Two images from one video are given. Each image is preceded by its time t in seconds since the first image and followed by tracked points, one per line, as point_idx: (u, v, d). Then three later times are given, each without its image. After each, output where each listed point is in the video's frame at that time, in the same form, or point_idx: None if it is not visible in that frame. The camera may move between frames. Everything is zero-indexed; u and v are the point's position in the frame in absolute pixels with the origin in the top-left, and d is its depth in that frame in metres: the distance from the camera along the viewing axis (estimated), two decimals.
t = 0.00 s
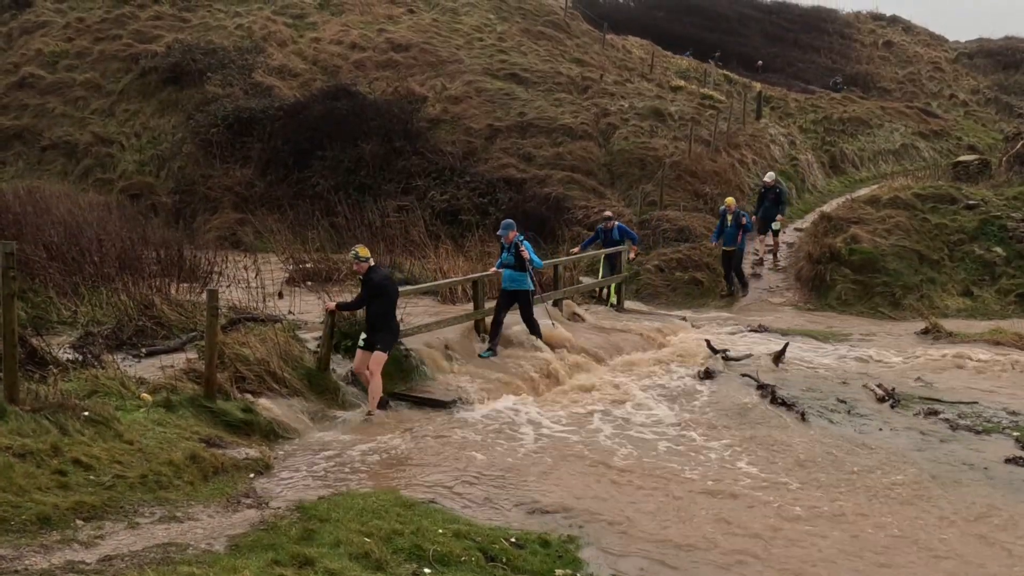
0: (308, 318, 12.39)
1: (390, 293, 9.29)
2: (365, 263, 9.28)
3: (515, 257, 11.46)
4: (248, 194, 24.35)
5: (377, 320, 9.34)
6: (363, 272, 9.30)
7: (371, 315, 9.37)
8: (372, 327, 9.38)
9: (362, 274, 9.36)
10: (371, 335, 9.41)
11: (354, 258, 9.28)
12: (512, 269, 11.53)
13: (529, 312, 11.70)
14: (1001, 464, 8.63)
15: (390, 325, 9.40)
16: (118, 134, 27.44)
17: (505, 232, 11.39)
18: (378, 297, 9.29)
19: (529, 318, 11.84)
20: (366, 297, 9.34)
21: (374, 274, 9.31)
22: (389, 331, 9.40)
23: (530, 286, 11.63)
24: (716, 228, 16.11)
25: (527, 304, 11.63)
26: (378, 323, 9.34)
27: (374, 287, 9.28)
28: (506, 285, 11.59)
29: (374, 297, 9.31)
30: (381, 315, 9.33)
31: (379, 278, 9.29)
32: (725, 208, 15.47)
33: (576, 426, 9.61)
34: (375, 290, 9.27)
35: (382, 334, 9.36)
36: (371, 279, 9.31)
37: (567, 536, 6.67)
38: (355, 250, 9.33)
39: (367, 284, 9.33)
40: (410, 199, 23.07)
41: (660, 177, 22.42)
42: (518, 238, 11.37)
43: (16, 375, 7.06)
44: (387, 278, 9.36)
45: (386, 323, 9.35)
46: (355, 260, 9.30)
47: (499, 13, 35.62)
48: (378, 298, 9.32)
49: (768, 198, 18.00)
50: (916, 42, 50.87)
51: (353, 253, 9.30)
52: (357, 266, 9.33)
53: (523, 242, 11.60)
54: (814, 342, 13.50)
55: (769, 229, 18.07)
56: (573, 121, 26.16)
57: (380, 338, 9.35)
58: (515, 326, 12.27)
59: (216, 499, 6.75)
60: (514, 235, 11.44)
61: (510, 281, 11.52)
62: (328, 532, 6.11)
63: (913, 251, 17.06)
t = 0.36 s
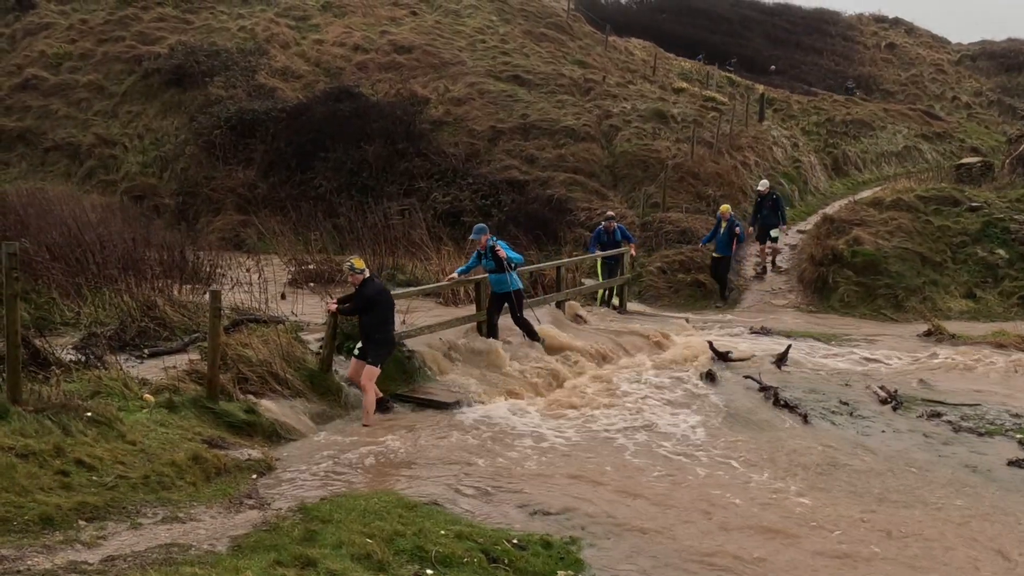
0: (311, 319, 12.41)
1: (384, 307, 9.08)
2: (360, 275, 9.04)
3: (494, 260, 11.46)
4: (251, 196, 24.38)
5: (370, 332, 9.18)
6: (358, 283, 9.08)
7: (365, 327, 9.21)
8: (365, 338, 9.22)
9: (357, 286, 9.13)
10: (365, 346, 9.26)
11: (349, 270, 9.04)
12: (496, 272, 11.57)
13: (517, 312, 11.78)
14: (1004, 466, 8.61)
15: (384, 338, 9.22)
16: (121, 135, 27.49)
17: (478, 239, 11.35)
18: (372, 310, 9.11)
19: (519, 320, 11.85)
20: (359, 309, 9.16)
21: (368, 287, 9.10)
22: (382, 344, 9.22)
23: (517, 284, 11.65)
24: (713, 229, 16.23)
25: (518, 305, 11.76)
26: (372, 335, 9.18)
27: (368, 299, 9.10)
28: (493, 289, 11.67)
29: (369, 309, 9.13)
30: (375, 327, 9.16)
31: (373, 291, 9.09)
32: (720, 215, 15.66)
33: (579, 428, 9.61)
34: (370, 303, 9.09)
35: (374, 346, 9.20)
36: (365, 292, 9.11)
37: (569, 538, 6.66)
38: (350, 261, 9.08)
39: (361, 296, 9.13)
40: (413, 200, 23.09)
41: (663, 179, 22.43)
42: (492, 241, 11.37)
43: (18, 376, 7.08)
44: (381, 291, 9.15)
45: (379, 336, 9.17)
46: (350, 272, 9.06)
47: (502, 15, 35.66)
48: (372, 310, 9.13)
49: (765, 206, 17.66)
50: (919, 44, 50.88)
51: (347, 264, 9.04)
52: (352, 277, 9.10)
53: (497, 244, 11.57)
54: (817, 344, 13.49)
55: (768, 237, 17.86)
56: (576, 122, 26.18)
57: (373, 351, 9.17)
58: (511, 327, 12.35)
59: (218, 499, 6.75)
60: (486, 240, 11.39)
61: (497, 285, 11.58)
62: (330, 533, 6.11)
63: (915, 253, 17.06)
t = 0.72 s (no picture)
0: (315, 319, 12.42)
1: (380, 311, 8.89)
2: (359, 278, 8.83)
3: (495, 257, 11.16)
4: (255, 196, 24.44)
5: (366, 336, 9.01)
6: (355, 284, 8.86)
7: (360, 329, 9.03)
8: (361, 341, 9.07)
9: (356, 288, 8.89)
10: (361, 348, 9.12)
11: (348, 270, 8.81)
12: (494, 269, 11.31)
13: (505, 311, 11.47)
14: (1009, 468, 8.59)
15: (380, 340, 9.08)
16: (126, 136, 27.55)
17: (478, 235, 11.01)
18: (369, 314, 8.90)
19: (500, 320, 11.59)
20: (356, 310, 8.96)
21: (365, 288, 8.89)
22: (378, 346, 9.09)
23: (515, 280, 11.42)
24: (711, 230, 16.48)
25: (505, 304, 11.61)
26: (368, 338, 9.02)
27: (365, 302, 8.88)
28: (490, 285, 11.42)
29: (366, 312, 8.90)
30: (371, 331, 8.98)
31: (370, 292, 8.87)
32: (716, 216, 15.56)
33: (583, 428, 9.61)
34: (366, 305, 8.88)
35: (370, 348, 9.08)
36: (362, 294, 8.91)
37: (573, 538, 6.66)
38: (349, 262, 8.79)
39: (358, 297, 8.93)
40: (417, 201, 23.12)
41: (667, 180, 22.42)
42: (493, 237, 11.07)
43: (24, 376, 7.10)
44: (379, 293, 8.94)
45: (376, 340, 9.03)
46: (348, 272, 8.82)
47: (507, 16, 35.65)
48: (370, 313, 8.91)
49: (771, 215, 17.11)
50: (924, 45, 50.77)
51: (347, 266, 8.77)
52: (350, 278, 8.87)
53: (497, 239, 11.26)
54: (821, 345, 13.48)
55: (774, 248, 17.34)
56: (580, 123, 26.18)
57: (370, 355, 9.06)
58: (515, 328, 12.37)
59: (222, 499, 6.77)
60: (486, 236, 11.07)
61: (495, 282, 11.31)
62: (335, 533, 6.12)
63: (920, 254, 17.02)
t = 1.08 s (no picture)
0: (321, 319, 12.45)
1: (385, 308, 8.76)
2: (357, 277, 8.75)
3: (496, 260, 10.99)
4: (262, 197, 24.49)
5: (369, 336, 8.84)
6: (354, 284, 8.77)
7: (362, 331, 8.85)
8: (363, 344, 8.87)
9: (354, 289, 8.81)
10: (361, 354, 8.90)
11: (344, 270, 8.71)
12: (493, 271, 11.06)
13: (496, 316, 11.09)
14: (1015, 470, 8.56)
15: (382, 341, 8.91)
16: (133, 136, 27.64)
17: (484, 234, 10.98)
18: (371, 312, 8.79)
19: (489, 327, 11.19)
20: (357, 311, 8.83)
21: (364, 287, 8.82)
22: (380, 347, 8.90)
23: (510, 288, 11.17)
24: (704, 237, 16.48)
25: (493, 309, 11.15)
26: (371, 339, 8.86)
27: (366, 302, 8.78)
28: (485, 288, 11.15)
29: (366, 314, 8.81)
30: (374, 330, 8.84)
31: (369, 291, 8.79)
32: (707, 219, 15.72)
33: (586, 429, 9.62)
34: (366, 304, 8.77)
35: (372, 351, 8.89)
36: (362, 293, 8.81)
37: (577, 539, 6.67)
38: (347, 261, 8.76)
39: (357, 298, 8.82)
40: (422, 202, 23.15)
41: (673, 181, 22.41)
42: (497, 239, 10.99)
43: (30, 375, 7.14)
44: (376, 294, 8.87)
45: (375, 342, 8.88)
46: (345, 273, 8.71)
47: (513, 17, 35.69)
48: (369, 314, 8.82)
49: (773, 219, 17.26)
50: (931, 46, 50.65)
51: (344, 265, 8.73)
52: (346, 278, 8.76)
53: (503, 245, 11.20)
54: (826, 346, 13.46)
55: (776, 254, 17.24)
56: (586, 124, 26.19)
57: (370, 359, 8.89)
58: (520, 329, 12.40)
59: (227, 499, 6.79)
60: (492, 238, 11.01)
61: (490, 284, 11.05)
62: (339, 532, 6.13)
63: (926, 255, 16.98)
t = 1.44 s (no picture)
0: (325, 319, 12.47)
1: (379, 317, 8.35)
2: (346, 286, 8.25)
3: (488, 268, 10.43)
4: (266, 197, 24.51)
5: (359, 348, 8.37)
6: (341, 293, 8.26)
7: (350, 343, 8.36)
8: (350, 357, 8.39)
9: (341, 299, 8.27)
10: (348, 367, 8.41)
11: (332, 281, 8.16)
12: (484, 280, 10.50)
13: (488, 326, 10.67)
14: (1019, 471, 8.55)
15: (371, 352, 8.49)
16: (137, 136, 27.69)
17: (478, 239, 10.39)
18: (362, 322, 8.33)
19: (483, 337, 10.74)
20: (345, 323, 8.31)
21: (352, 295, 8.34)
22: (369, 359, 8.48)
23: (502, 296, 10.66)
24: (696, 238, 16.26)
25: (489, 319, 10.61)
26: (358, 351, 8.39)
27: (356, 311, 8.30)
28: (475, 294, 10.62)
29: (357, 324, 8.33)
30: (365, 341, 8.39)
31: (360, 299, 8.34)
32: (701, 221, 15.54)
33: (589, 428, 9.62)
34: (357, 314, 8.30)
35: (360, 364, 8.44)
36: (350, 302, 8.33)
37: (581, 538, 6.67)
38: (334, 270, 8.19)
39: (345, 308, 8.32)
40: (426, 202, 23.16)
41: (676, 181, 22.39)
42: (492, 247, 10.39)
43: (35, 374, 7.16)
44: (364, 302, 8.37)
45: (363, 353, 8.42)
46: (333, 283, 8.18)
47: (517, 17, 35.70)
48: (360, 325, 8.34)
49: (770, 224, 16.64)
50: (935, 47, 50.58)
51: (331, 274, 8.15)
52: (334, 288, 8.23)
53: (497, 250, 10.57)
54: (830, 346, 13.45)
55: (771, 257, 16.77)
56: (590, 124, 26.19)
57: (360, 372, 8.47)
58: (523, 330, 12.44)
59: (231, 497, 6.80)
60: (486, 244, 10.39)
61: (481, 292, 10.53)
62: (343, 531, 6.14)
63: (930, 256, 16.95)
